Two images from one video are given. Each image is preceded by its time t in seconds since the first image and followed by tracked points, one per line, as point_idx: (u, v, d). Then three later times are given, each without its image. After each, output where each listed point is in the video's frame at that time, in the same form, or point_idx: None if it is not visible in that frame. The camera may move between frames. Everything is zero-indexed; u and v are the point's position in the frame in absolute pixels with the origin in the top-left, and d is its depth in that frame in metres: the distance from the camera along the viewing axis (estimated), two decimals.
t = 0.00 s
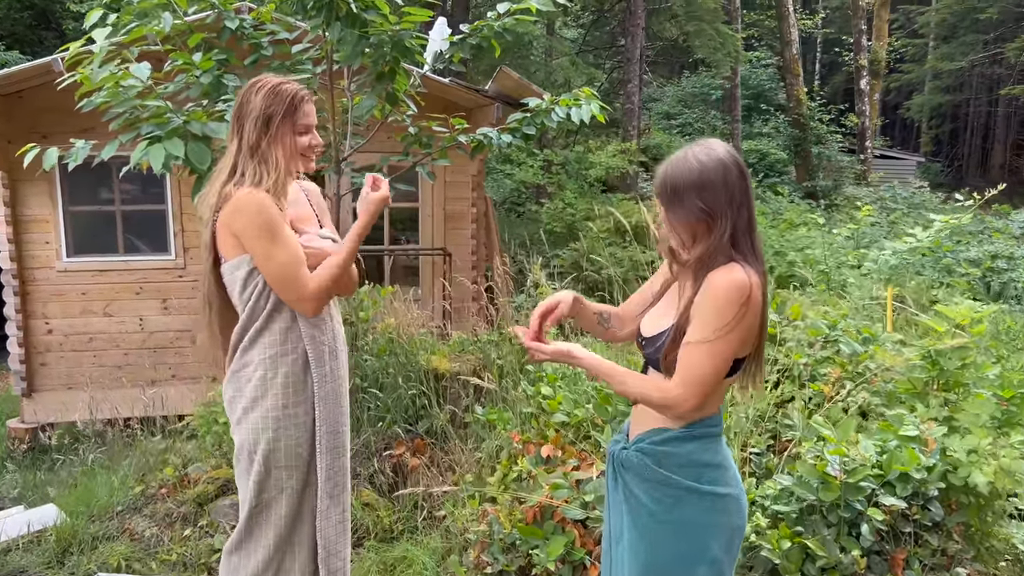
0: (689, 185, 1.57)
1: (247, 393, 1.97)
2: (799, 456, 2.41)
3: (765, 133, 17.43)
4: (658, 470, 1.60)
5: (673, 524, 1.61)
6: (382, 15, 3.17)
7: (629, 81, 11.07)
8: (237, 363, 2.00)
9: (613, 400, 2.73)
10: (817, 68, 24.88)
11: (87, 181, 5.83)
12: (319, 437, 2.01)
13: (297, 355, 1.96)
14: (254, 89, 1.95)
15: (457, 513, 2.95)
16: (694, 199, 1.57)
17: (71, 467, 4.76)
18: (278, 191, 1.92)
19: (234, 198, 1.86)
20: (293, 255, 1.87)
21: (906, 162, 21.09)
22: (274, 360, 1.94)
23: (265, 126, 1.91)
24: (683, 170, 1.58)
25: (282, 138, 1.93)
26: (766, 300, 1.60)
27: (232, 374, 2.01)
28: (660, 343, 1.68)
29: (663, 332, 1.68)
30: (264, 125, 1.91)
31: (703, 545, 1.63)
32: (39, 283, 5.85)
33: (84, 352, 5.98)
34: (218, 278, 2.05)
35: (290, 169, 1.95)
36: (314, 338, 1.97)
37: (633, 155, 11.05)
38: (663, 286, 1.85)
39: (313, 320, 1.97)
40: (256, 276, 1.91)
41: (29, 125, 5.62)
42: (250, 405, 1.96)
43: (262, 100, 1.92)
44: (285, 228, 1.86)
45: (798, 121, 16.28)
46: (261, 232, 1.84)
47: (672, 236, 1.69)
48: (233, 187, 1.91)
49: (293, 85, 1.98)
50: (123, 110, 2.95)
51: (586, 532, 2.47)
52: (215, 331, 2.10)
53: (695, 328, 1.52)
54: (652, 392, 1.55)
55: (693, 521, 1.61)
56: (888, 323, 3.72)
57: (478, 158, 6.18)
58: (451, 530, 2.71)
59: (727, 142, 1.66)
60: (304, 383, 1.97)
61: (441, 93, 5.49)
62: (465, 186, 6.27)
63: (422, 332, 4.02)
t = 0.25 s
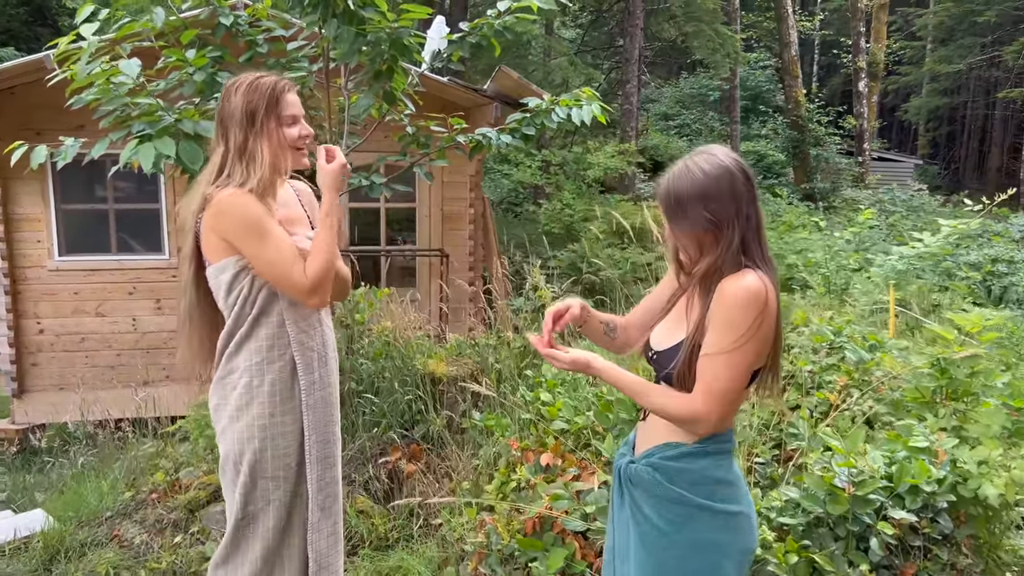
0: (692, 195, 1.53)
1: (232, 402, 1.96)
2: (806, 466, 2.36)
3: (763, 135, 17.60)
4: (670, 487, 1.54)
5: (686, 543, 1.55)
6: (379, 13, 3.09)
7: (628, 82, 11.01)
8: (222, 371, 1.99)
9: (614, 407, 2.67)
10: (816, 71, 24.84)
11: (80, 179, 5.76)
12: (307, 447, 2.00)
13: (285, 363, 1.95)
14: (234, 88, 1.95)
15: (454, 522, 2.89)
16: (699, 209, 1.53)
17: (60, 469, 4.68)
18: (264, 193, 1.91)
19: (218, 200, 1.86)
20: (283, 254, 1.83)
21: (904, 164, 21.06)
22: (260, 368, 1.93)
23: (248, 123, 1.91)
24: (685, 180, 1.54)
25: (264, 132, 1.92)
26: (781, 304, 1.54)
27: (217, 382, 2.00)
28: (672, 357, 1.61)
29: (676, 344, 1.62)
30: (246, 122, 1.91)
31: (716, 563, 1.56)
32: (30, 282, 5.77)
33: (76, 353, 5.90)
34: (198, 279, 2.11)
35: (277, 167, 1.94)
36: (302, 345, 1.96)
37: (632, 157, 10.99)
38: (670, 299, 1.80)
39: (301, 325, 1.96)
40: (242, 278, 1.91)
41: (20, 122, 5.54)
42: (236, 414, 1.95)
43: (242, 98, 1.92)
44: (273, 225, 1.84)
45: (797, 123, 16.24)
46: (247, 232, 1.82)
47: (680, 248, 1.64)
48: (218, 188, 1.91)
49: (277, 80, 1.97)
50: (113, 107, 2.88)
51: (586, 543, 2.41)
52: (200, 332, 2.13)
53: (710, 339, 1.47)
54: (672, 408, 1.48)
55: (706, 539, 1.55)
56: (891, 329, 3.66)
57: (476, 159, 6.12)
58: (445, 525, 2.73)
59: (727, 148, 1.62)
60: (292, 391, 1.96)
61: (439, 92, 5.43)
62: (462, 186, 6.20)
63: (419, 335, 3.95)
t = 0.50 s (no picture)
0: (698, 199, 1.46)
1: (217, 408, 1.93)
2: (815, 474, 2.30)
3: (759, 134, 17.57)
4: (685, 502, 1.47)
5: (701, 560, 1.49)
6: (378, 7, 2.98)
7: (625, 81, 10.96)
8: (209, 374, 1.96)
9: (616, 411, 2.62)
10: (810, 70, 24.82)
11: (70, 177, 5.68)
12: (294, 458, 1.96)
13: (271, 369, 1.91)
14: (208, 88, 1.93)
15: (453, 530, 2.82)
16: (706, 214, 1.46)
17: (50, 473, 4.60)
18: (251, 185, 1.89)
19: (202, 200, 1.83)
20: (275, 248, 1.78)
21: (898, 165, 21.06)
22: (245, 373, 1.89)
23: (221, 116, 1.89)
24: (690, 185, 1.47)
25: (237, 123, 1.90)
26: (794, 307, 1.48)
27: (204, 386, 1.97)
28: (684, 367, 1.54)
29: (688, 352, 1.56)
30: (217, 116, 1.89)
31: None
32: (20, 281, 5.69)
33: (66, 353, 5.82)
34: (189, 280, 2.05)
35: (255, 156, 1.91)
36: (290, 350, 1.91)
37: (628, 156, 10.93)
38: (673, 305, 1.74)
39: (289, 330, 1.91)
40: (229, 279, 1.87)
41: (9, 119, 5.44)
42: (219, 421, 1.92)
43: (212, 93, 1.91)
44: (262, 221, 1.80)
45: (792, 123, 16.21)
46: (235, 228, 1.79)
47: (685, 253, 1.57)
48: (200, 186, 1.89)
49: (248, 70, 1.95)
50: (103, 104, 2.80)
51: (589, 552, 2.36)
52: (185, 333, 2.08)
53: (724, 348, 1.41)
54: (686, 419, 1.42)
55: (720, 556, 1.49)
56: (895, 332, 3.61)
57: (472, 158, 6.06)
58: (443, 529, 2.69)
59: (729, 146, 1.55)
60: (278, 399, 1.92)
61: (436, 90, 5.36)
62: (459, 186, 6.13)
63: (416, 337, 3.89)
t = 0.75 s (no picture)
0: (710, 212, 1.40)
1: (203, 421, 1.88)
2: (824, 487, 2.26)
3: (751, 134, 17.56)
4: (711, 525, 1.46)
5: None
6: (375, 8, 2.92)
7: (618, 80, 10.92)
8: (199, 386, 1.91)
9: (619, 420, 2.57)
10: (801, 69, 24.85)
11: (59, 179, 5.59)
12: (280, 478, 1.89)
13: (256, 386, 1.84)
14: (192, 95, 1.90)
15: (453, 541, 2.77)
16: (719, 227, 1.40)
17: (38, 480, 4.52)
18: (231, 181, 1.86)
19: (188, 206, 1.82)
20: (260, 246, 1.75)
21: (890, 164, 21.10)
22: (229, 388, 1.83)
23: (201, 121, 1.86)
24: (702, 197, 1.41)
25: (219, 127, 1.86)
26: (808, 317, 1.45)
27: (195, 397, 1.93)
28: (699, 389, 1.48)
29: (696, 372, 1.51)
30: (197, 120, 1.86)
31: None
32: (8, 284, 5.60)
33: (55, 357, 5.72)
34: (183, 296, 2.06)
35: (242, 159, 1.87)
36: (275, 366, 1.83)
37: (622, 156, 10.89)
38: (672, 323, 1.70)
39: (274, 346, 1.83)
40: (216, 288, 1.82)
41: None
42: (205, 435, 1.88)
43: (196, 97, 1.88)
44: (245, 223, 1.77)
45: (785, 123, 16.21)
46: (219, 234, 1.77)
47: (689, 263, 1.52)
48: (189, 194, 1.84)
49: (223, 75, 1.92)
50: (94, 107, 2.73)
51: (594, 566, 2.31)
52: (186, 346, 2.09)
53: (744, 365, 1.37)
54: (707, 441, 1.39)
55: None
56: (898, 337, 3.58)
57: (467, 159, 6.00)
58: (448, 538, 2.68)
59: (734, 155, 1.50)
60: (265, 416, 1.85)
61: (431, 90, 5.30)
62: (454, 187, 6.07)
63: (412, 342, 3.83)
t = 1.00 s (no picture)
0: (717, 219, 1.36)
1: (193, 429, 1.85)
2: (831, 491, 2.24)
3: (741, 131, 17.58)
4: (726, 534, 1.42)
5: None
6: (370, 4, 2.89)
7: (609, 78, 10.90)
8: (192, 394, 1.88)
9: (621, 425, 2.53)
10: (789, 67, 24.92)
11: (46, 179, 5.52)
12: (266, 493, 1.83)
13: (242, 396, 1.78)
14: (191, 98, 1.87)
15: (453, 547, 2.74)
16: (726, 233, 1.36)
17: (27, 485, 4.45)
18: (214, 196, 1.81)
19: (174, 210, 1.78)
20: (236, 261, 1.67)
21: (878, 161, 21.18)
22: (216, 397, 1.79)
23: (198, 127, 1.82)
24: (708, 204, 1.36)
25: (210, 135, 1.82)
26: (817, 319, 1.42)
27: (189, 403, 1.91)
28: (709, 396, 1.44)
29: (704, 380, 1.47)
30: (194, 126, 1.83)
31: None
32: None
33: (43, 359, 5.63)
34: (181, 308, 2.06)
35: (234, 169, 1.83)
36: (262, 376, 1.77)
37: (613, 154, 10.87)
38: (673, 330, 1.65)
39: (262, 354, 1.76)
40: (202, 296, 1.79)
41: None
42: (195, 442, 1.85)
43: (193, 102, 1.84)
44: (227, 235, 1.71)
45: (774, 120, 16.23)
46: (200, 244, 1.71)
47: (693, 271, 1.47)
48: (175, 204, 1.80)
49: (223, 80, 1.86)
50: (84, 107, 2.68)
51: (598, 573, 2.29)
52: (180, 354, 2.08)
53: (758, 373, 1.33)
54: (722, 451, 1.35)
55: None
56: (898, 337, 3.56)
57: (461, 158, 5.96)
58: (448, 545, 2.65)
59: (735, 156, 1.45)
60: (251, 428, 1.80)
61: (424, 89, 5.25)
62: (447, 186, 6.03)
63: (408, 344, 3.79)
